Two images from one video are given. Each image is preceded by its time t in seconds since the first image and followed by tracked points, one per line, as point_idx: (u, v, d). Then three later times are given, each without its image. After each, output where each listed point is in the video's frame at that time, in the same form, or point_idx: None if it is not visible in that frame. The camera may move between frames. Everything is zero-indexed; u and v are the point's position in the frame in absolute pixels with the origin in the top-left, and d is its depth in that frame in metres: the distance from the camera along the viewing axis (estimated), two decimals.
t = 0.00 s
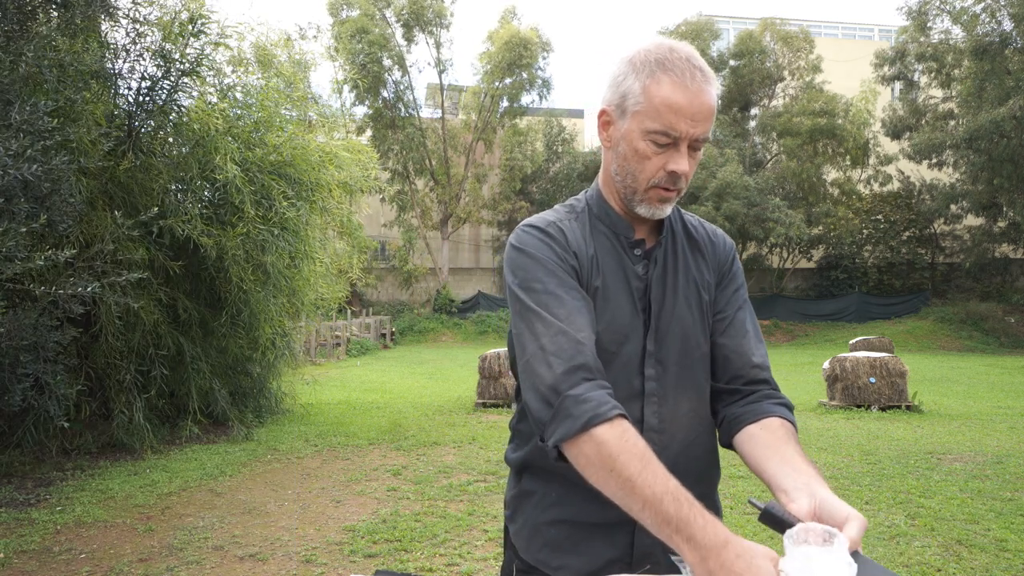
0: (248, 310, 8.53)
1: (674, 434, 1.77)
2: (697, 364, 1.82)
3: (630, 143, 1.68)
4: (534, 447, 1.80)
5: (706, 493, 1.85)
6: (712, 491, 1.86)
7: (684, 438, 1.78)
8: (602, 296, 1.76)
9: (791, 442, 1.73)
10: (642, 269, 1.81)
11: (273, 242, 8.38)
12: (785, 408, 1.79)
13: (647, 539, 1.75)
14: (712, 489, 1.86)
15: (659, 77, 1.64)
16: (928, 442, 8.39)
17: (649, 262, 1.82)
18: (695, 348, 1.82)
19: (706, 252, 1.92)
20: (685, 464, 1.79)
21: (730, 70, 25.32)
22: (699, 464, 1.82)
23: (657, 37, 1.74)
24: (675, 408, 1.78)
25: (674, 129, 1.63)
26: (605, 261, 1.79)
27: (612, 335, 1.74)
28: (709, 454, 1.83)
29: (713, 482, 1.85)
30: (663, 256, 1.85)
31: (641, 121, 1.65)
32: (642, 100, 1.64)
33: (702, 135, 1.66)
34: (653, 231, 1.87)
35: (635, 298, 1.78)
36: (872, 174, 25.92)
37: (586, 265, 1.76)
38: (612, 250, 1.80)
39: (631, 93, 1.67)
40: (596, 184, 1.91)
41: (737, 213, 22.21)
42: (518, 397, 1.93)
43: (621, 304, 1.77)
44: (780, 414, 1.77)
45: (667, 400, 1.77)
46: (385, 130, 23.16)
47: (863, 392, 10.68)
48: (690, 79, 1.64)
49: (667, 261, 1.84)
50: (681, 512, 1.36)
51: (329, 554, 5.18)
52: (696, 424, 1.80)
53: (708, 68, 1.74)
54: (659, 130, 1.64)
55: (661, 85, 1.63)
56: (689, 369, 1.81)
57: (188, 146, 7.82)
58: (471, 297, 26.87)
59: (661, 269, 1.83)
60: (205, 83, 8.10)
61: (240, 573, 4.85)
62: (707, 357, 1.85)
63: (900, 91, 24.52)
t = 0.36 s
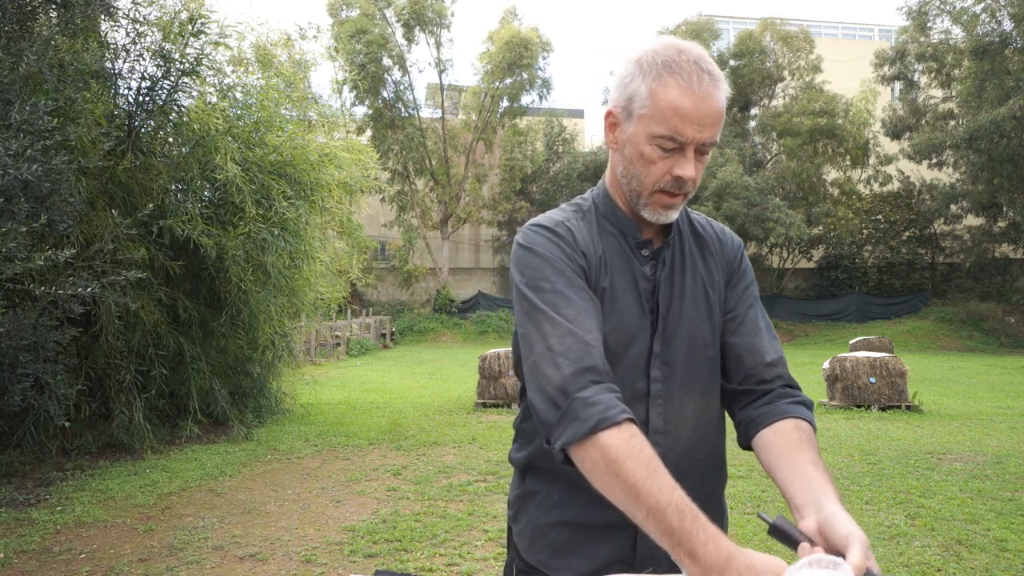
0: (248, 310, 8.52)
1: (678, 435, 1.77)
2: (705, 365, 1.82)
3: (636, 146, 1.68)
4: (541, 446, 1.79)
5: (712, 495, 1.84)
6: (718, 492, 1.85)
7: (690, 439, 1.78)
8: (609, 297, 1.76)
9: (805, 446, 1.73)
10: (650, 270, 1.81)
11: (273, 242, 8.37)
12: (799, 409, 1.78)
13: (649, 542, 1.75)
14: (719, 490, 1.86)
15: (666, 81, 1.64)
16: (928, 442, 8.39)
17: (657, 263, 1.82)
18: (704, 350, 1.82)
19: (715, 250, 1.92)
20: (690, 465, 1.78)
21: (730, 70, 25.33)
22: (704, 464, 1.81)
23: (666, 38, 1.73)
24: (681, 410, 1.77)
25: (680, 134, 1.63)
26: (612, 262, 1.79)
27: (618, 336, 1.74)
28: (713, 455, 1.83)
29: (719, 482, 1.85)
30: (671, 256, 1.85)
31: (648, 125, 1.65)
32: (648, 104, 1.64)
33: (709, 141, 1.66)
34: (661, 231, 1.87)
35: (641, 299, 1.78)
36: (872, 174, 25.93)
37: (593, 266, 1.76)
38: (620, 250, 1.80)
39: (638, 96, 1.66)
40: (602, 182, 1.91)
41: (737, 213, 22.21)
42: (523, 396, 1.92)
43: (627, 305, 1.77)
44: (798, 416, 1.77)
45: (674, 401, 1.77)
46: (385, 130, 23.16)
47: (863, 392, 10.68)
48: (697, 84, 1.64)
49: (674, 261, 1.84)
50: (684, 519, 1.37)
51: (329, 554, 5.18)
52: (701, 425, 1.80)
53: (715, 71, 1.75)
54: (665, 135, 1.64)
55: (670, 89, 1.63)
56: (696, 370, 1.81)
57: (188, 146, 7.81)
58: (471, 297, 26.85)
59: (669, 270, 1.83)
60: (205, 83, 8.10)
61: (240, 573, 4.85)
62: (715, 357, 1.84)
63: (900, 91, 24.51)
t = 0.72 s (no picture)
0: (248, 310, 8.51)
1: (677, 437, 1.77)
2: (704, 367, 1.82)
3: (636, 152, 1.68)
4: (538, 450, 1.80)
5: (710, 496, 1.83)
6: (716, 492, 1.84)
7: (688, 441, 1.77)
8: (603, 303, 1.76)
9: (793, 457, 1.71)
10: (650, 272, 1.81)
11: (273, 243, 8.38)
12: (791, 415, 1.77)
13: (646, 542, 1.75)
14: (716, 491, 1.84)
15: (667, 88, 1.62)
16: (928, 442, 8.39)
17: (657, 265, 1.82)
18: (703, 353, 1.82)
19: (716, 252, 1.92)
20: (688, 467, 1.78)
21: (730, 70, 25.33)
22: (703, 465, 1.80)
23: (670, 43, 1.72)
24: (680, 412, 1.77)
25: (679, 142, 1.62)
26: (609, 267, 1.79)
27: (612, 341, 1.74)
28: (713, 457, 1.82)
29: (717, 483, 1.84)
30: (671, 258, 1.85)
31: (647, 131, 1.64)
32: (649, 110, 1.63)
33: (708, 149, 1.65)
34: (662, 234, 1.87)
35: (639, 302, 1.78)
36: (872, 174, 25.94)
37: (589, 271, 1.76)
38: (618, 253, 1.80)
39: (639, 102, 1.65)
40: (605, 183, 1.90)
41: (737, 213, 22.21)
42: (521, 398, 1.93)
43: (624, 309, 1.77)
44: (791, 424, 1.76)
45: (672, 403, 1.76)
46: (384, 130, 23.15)
47: (863, 392, 10.68)
48: (698, 92, 1.62)
49: (675, 264, 1.84)
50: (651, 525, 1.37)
51: (329, 554, 5.18)
52: (699, 428, 1.79)
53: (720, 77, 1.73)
54: (663, 142, 1.63)
55: (670, 97, 1.62)
56: (695, 373, 1.80)
57: (188, 146, 7.81)
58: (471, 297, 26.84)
59: (668, 272, 1.83)
60: (205, 83, 8.10)
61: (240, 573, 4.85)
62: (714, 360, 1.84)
63: (900, 91, 24.51)
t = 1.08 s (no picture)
0: (248, 310, 8.51)
1: (663, 432, 1.77)
2: (690, 363, 1.82)
3: (616, 150, 1.68)
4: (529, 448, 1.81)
5: (700, 489, 1.83)
6: (705, 484, 1.84)
7: (674, 436, 1.78)
8: (583, 302, 1.77)
9: (785, 456, 1.70)
10: (632, 269, 1.81)
11: (273, 242, 8.39)
12: (780, 413, 1.76)
13: (639, 538, 1.74)
14: (705, 483, 1.84)
15: (641, 86, 1.63)
16: (928, 442, 8.39)
17: (639, 262, 1.82)
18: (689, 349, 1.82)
19: (699, 250, 1.92)
20: (676, 461, 1.79)
21: (730, 70, 25.33)
22: (690, 458, 1.80)
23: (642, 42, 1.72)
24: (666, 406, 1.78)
25: (656, 138, 1.63)
26: (589, 266, 1.79)
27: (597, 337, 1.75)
28: (701, 451, 1.82)
29: (705, 476, 1.84)
30: (655, 254, 1.85)
31: (626, 129, 1.65)
32: (624, 110, 1.64)
33: (686, 142, 1.65)
34: (643, 232, 1.87)
35: (623, 299, 1.79)
36: (872, 174, 25.93)
37: (569, 270, 1.77)
38: (601, 252, 1.81)
39: (616, 101, 1.66)
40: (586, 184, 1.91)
41: (737, 213, 22.21)
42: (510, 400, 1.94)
43: (607, 305, 1.77)
44: (781, 422, 1.74)
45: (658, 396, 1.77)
46: (384, 130, 23.14)
47: (862, 392, 10.67)
48: (671, 88, 1.63)
49: (658, 261, 1.84)
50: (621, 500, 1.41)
51: (329, 554, 5.18)
52: (685, 423, 1.80)
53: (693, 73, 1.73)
54: (642, 139, 1.64)
55: (646, 94, 1.62)
56: (682, 369, 1.80)
57: (188, 146, 7.80)
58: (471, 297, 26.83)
59: (652, 269, 1.83)
60: (205, 83, 8.09)
61: (240, 573, 4.85)
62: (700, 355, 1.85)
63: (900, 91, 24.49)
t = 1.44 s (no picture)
0: (248, 310, 8.51)
1: (638, 426, 1.82)
2: (663, 356, 1.87)
3: (571, 150, 1.79)
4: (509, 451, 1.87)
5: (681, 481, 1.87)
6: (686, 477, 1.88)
7: (650, 430, 1.83)
8: (545, 303, 1.84)
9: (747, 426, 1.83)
10: (598, 267, 1.88)
11: (273, 243, 8.40)
12: (748, 395, 1.88)
13: (625, 530, 1.80)
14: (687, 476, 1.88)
15: (587, 85, 1.75)
16: (928, 442, 8.39)
17: (606, 260, 1.89)
18: (660, 342, 1.87)
19: (672, 247, 1.98)
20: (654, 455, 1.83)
21: (730, 70, 25.33)
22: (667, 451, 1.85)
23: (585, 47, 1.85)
24: (638, 401, 1.82)
25: (608, 130, 1.73)
26: (550, 267, 1.87)
27: (561, 336, 1.81)
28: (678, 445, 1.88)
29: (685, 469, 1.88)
30: (621, 252, 1.91)
31: (578, 128, 1.76)
32: (575, 108, 1.75)
33: (636, 132, 1.76)
34: (608, 230, 1.94)
35: (588, 297, 1.85)
36: (872, 174, 25.91)
37: (528, 275, 1.85)
38: (566, 252, 1.89)
39: (564, 104, 1.78)
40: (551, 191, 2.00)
41: (737, 213, 22.22)
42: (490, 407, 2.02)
43: (571, 305, 1.84)
44: (743, 400, 1.87)
45: (630, 391, 1.82)
46: (384, 130, 23.12)
47: (862, 392, 10.67)
48: (617, 82, 1.74)
49: (624, 258, 1.90)
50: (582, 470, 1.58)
51: (329, 554, 5.18)
52: (660, 417, 1.85)
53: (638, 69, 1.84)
54: (595, 134, 1.74)
55: (593, 91, 1.74)
56: (654, 363, 1.85)
57: (188, 146, 7.80)
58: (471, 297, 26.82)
59: (619, 265, 1.89)
60: (205, 83, 8.08)
61: (240, 573, 4.85)
62: (673, 347, 1.90)
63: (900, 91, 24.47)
